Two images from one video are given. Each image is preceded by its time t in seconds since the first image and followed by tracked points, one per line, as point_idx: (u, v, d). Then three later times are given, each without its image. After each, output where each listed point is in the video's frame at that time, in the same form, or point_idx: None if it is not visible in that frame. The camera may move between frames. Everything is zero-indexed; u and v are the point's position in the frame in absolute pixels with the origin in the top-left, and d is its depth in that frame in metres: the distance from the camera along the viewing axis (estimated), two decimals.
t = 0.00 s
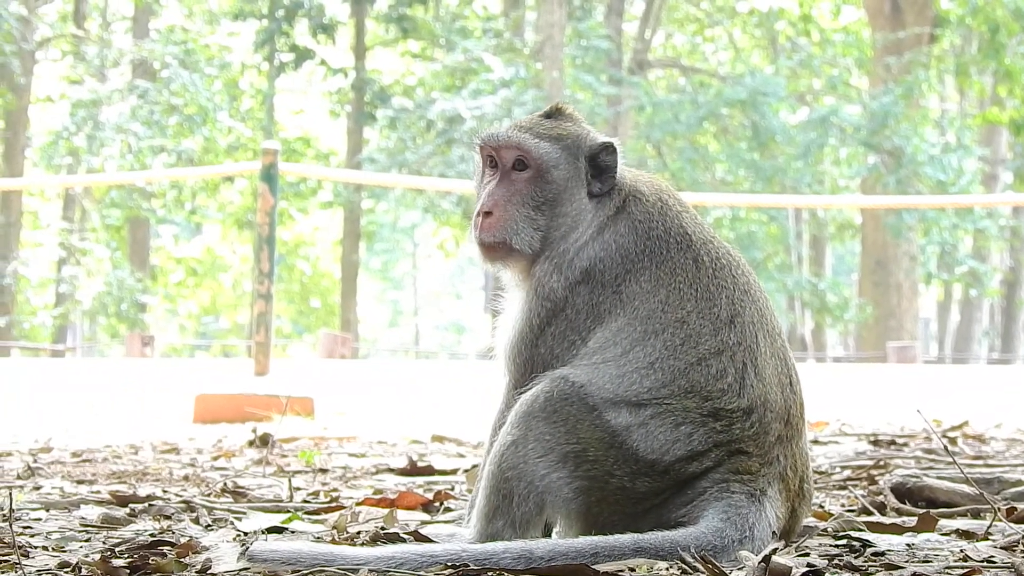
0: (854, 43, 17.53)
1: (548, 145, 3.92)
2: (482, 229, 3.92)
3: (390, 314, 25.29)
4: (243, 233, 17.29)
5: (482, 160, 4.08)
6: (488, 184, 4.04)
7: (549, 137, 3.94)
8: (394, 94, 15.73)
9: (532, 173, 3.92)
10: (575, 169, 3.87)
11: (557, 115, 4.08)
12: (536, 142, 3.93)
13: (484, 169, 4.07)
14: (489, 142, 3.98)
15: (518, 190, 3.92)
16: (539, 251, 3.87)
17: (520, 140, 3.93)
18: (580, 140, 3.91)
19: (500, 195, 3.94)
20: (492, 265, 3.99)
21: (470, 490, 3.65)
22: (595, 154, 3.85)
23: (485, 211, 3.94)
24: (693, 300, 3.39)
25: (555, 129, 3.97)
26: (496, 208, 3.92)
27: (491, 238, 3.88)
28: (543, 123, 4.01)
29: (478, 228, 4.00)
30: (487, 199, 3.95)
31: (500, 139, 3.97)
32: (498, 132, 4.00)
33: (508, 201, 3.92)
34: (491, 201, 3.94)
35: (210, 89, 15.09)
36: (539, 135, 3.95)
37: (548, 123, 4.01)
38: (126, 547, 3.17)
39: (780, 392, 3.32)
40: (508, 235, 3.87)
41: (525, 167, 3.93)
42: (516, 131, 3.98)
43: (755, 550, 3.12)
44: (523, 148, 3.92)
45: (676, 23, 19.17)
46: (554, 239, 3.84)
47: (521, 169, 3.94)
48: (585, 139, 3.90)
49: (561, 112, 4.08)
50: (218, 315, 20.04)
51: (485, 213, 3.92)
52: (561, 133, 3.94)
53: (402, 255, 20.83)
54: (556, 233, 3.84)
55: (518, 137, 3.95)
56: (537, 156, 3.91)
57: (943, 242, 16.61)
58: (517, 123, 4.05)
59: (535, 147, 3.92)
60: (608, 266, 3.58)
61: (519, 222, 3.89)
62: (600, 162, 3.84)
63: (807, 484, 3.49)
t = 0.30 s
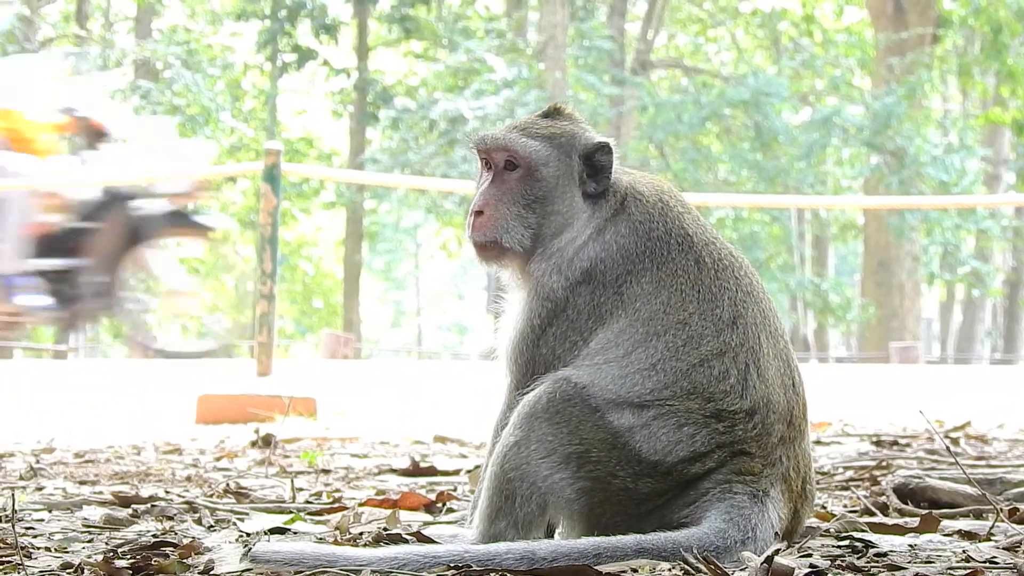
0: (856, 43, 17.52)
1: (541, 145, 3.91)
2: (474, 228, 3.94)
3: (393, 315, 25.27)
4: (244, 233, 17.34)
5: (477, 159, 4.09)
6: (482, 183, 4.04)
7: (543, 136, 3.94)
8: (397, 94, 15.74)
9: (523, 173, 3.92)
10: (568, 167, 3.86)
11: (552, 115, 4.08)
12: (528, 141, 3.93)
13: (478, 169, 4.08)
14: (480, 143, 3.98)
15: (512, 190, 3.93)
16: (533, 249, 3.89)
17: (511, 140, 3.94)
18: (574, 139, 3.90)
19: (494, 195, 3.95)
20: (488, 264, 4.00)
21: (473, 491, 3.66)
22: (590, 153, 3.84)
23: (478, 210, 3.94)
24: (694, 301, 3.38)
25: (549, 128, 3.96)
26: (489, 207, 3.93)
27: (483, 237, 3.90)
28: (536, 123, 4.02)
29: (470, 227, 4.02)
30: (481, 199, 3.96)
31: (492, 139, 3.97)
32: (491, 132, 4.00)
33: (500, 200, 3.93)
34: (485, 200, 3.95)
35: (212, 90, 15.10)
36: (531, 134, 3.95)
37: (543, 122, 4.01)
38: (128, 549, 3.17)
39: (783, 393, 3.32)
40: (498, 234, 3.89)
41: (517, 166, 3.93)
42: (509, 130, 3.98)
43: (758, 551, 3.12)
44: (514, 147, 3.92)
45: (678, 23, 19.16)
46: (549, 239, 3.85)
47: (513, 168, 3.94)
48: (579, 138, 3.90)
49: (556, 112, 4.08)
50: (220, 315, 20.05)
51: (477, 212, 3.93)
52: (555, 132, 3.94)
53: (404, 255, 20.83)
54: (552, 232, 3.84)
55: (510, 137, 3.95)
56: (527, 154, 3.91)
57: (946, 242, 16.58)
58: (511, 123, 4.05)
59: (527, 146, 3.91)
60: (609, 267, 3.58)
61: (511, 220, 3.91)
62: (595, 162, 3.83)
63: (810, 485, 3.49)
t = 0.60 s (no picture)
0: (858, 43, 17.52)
1: (531, 144, 3.90)
2: (467, 229, 3.95)
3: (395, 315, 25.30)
4: (247, 233, 17.40)
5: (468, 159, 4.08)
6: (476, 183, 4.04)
7: (534, 135, 3.93)
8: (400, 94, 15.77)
9: (511, 172, 3.92)
10: (560, 166, 3.85)
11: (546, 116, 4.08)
12: (516, 139, 3.92)
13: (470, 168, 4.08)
14: (470, 144, 3.98)
15: (503, 189, 3.93)
16: (525, 247, 3.91)
17: (503, 141, 3.93)
18: (566, 136, 3.89)
19: (487, 195, 3.95)
20: (484, 264, 4.00)
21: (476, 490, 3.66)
22: (582, 152, 3.81)
23: (470, 210, 3.95)
24: (694, 301, 3.38)
25: (540, 128, 3.96)
26: (480, 207, 3.94)
27: (474, 238, 3.93)
28: (529, 123, 4.01)
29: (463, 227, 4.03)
30: (473, 198, 3.96)
31: (483, 139, 3.96)
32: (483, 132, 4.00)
33: (491, 200, 3.94)
34: (477, 200, 3.96)
35: (214, 90, 15.12)
36: (520, 133, 3.94)
37: (536, 121, 4.00)
38: (131, 548, 3.17)
39: (785, 393, 3.32)
40: (489, 233, 3.92)
41: (505, 165, 3.92)
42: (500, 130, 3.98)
43: (761, 550, 3.12)
44: (504, 147, 3.91)
45: (680, 24, 19.18)
46: (544, 238, 3.85)
47: (502, 168, 3.94)
48: (571, 136, 3.88)
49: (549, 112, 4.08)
50: (222, 315, 20.07)
51: (468, 213, 3.94)
52: (548, 131, 3.93)
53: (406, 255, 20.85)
54: (547, 232, 3.85)
55: (501, 137, 3.94)
56: (514, 153, 3.90)
57: (948, 242, 16.58)
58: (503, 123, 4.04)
59: (517, 145, 3.90)
60: (608, 266, 3.57)
61: (501, 219, 3.93)
62: (587, 160, 3.80)
63: (813, 485, 3.49)
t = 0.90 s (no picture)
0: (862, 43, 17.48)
1: (538, 144, 3.93)
2: (473, 228, 3.96)
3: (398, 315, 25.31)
4: (250, 233, 17.38)
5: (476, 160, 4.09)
6: (482, 183, 4.05)
7: (541, 135, 3.95)
8: (403, 95, 15.76)
9: (519, 171, 3.94)
10: (568, 167, 3.87)
11: (551, 116, 4.09)
12: (525, 140, 3.94)
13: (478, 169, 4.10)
14: (478, 144, 4.00)
15: (509, 189, 3.95)
16: (531, 248, 3.92)
17: (512, 140, 3.95)
18: (572, 137, 3.91)
19: (494, 194, 3.96)
20: (489, 265, 4.01)
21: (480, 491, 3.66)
22: (587, 152, 3.84)
23: (475, 208, 3.97)
24: (697, 300, 3.38)
25: (547, 128, 3.97)
26: (487, 206, 3.95)
27: (480, 237, 3.93)
28: (535, 122, 4.02)
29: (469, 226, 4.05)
30: (479, 197, 3.98)
31: (491, 139, 3.98)
32: (491, 132, 4.01)
33: (497, 200, 3.96)
34: (484, 200, 3.96)
35: (217, 90, 15.09)
36: (527, 133, 3.96)
37: (542, 122, 4.01)
38: (134, 548, 3.17)
39: (789, 393, 3.32)
40: (495, 233, 3.93)
41: (511, 164, 3.95)
42: (506, 130, 4.00)
43: (765, 551, 3.11)
44: (513, 146, 3.93)
45: (683, 24, 19.17)
46: (549, 239, 3.86)
47: (508, 167, 3.96)
48: (576, 137, 3.90)
49: (555, 112, 4.09)
50: (226, 315, 20.07)
51: (475, 212, 3.95)
52: (554, 132, 3.94)
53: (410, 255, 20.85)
54: (553, 232, 3.85)
55: (508, 137, 3.96)
56: (523, 153, 3.93)
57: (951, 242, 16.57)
58: (509, 123, 4.06)
59: (525, 145, 3.93)
60: (612, 266, 3.57)
61: (506, 219, 3.94)
62: (592, 160, 3.82)
63: (817, 485, 3.48)
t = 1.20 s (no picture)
0: (864, 43, 17.47)
1: (572, 142, 3.88)
2: (503, 221, 3.89)
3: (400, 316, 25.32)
4: (253, 234, 17.38)
5: (504, 153, 4.05)
6: (508, 178, 4.01)
7: (575, 133, 3.91)
8: (405, 95, 15.76)
9: (554, 168, 3.88)
10: (597, 167, 3.84)
11: (578, 115, 4.06)
12: (561, 136, 3.89)
13: (505, 162, 4.05)
14: (513, 134, 3.93)
15: (541, 185, 3.89)
16: (561, 248, 3.83)
17: (547, 136, 3.89)
18: (601, 138, 3.89)
19: (526, 190, 3.90)
20: (509, 261, 3.96)
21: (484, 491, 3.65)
22: (613, 153, 3.83)
23: (506, 202, 3.90)
24: (706, 300, 3.38)
25: (578, 126, 3.93)
26: (519, 202, 3.88)
27: (513, 231, 3.84)
28: (564, 119, 3.98)
29: (495, 221, 3.99)
30: (508, 191, 3.93)
31: (524, 133, 3.93)
32: (521, 126, 3.97)
33: (530, 196, 3.89)
34: (514, 194, 3.90)
35: (220, 92, 15.09)
36: (562, 130, 3.91)
37: (570, 120, 3.98)
38: (137, 548, 3.18)
39: (792, 393, 3.32)
40: (530, 230, 3.84)
41: (549, 161, 3.89)
42: (539, 124, 3.95)
43: (765, 550, 3.11)
44: (554, 144, 3.87)
45: (686, 24, 19.17)
46: (568, 237, 3.82)
47: (545, 163, 3.90)
48: (603, 138, 3.89)
49: (583, 112, 4.06)
50: (228, 317, 20.08)
51: (508, 206, 3.88)
52: (585, 131, 3.91)
53: (412, 256, 20.86)
54: (579, 231, 3.79)
55: (543, 131, 3.91)
56: (563, 151, 3.87)
57: (953, 242, 16.55)
58: (539, 118, 4.02)
59: (561, 142, 3.88)
60: (621, 266, 3.57)
61: (542, 217, 3.85)
62: (617, 162, 3.82)
63: (818, 485, 3.48)
